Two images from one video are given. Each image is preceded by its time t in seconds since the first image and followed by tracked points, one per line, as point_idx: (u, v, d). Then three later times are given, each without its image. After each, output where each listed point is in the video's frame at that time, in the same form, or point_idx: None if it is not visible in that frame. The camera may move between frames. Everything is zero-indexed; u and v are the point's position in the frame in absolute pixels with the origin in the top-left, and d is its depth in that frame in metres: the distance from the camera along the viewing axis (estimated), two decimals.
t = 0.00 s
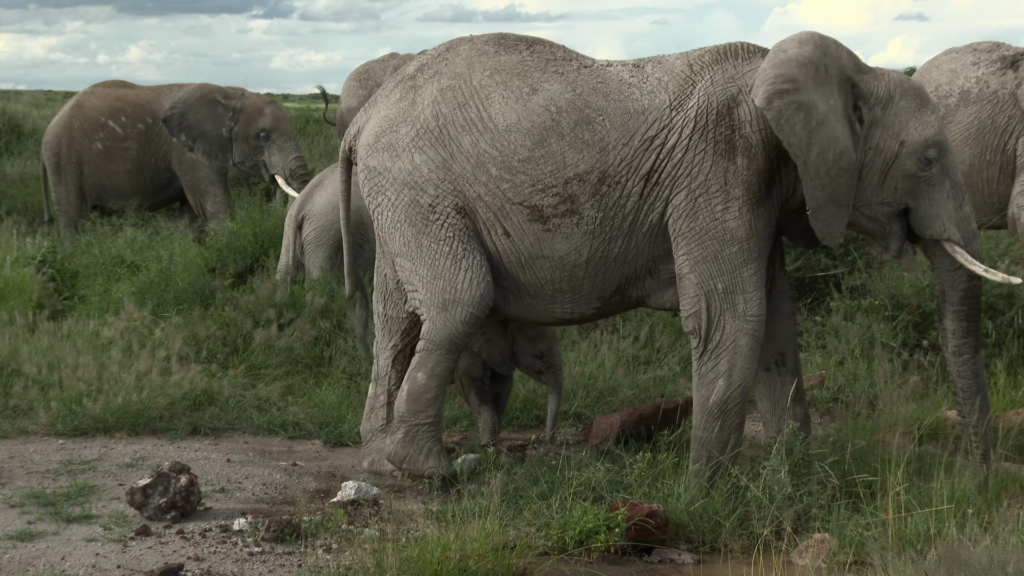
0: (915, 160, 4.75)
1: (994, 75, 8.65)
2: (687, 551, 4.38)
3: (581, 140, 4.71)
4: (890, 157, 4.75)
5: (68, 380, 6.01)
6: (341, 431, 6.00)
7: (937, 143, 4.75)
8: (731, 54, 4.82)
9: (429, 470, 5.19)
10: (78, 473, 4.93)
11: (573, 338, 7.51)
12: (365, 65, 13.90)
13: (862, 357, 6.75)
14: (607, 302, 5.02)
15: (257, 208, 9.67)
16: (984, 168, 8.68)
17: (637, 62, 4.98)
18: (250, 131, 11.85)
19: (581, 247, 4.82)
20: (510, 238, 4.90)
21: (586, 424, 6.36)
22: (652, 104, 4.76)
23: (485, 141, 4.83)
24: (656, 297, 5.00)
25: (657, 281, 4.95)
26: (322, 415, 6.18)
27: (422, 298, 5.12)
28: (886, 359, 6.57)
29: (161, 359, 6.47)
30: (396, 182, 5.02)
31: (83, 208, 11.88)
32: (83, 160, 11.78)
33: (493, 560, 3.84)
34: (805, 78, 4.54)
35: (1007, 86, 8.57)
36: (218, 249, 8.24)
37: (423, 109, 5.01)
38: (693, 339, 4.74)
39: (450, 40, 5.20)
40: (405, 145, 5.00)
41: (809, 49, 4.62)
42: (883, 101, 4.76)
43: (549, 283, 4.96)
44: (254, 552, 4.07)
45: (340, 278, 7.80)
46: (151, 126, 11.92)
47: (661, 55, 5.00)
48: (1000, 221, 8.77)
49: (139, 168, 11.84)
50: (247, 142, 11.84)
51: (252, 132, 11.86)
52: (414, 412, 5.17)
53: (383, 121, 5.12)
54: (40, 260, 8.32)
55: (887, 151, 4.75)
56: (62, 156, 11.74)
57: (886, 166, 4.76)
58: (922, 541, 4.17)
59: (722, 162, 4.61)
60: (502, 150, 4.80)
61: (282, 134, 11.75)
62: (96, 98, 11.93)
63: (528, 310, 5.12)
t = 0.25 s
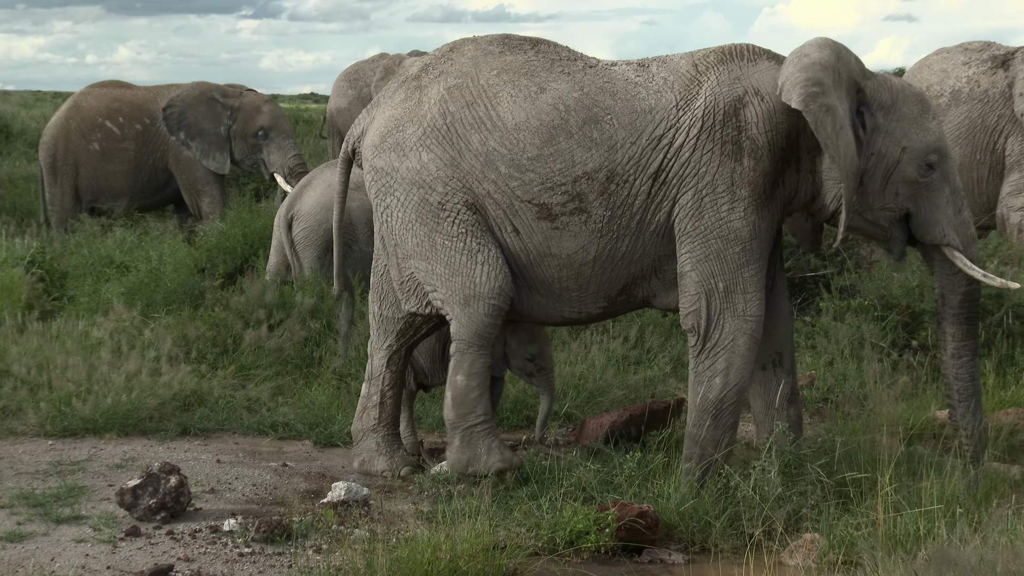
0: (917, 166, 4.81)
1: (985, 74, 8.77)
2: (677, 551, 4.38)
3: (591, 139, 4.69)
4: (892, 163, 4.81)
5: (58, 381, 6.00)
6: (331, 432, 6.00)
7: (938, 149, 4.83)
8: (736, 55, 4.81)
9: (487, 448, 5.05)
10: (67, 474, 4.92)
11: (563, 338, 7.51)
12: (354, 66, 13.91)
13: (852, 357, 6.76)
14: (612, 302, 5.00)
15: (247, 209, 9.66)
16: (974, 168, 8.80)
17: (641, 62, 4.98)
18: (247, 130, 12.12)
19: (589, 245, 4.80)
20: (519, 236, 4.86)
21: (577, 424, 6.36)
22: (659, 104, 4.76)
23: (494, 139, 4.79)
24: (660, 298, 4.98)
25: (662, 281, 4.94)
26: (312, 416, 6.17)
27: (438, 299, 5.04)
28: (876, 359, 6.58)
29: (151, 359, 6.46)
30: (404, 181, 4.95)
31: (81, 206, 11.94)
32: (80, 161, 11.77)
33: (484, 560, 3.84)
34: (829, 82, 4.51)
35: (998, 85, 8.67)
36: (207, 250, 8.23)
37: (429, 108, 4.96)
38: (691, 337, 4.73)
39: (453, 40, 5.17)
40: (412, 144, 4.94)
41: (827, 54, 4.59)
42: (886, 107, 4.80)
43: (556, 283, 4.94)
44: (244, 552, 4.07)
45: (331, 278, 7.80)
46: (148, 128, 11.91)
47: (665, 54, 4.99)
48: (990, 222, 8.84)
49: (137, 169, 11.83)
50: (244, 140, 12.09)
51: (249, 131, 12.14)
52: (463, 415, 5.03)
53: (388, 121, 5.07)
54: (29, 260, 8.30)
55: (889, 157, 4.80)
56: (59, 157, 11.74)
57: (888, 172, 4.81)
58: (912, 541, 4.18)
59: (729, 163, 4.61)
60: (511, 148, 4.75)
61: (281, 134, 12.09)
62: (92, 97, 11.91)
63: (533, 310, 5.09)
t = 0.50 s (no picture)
0: (925, 171, 4.82)
1: (983, 74, 8.83)
2: (675, 552, 4.38)
3: (605, 141, 4.67)
4: (901, 169, 4.81)
5: (55, 382, 6.00)
6: (328, 433, 5.99)
7: (946, 154, 4.82)
8: (746, 57, 4.80)
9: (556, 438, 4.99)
10: (65, 475, 4.92)
11: (561, 339, 7.51)
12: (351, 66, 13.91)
13: (849, 358, 6.76)
14: (627, 303, 5.00)
15: (244, 209, 9.66)
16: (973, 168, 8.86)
17: (651, 61, 4.95)
18: (253, 127, 12.09)
19: (605, 247, 4.79)
20: (536, 238, 4.84)
21: (574, 425, 6.36)
22: (671, 105, 4.73)
23: (509, 142, 4.75)
24: (673, 299, 4.99)
25: (675, 281, 4.94)
26: (310, 416, 6.17)
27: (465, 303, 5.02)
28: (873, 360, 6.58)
29: (148, 360, 6.46)
30: (419, 186, 4.92)
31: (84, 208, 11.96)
32: (83, 163, 11.83)
33: (481, 561, 3.84)
34: (840, 94, 4.52)
35: (997, 84, 8.74)
36: (205, 251, 8.23)
37: (442, 111, 4.93)
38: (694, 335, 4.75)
39: (461, 42, 5.13)
40: (426, 148, 4.91)
41: (838, 65, 4.59)
42: (896, 114, 4.81)
43: (573, 283, 4.93)
44: (242, 553, 4.07)
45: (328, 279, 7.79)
46: (152, 129, 11.99)
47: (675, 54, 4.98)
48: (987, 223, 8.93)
49: (141, 170, 11.91)
50: (249, 138, 12.04)
51: (255, 127, 12.10)
52: (517, 419, 4.95)
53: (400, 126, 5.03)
54: (26, 261, 8.30)
55: (898, 163, 4.81)
56: (62, 160, 11.81)
57: (896, 177, 4.82)
58: (909, 542, 4.18)
59: (740, 164, 4.61)
60: (526, 151, 4.72)
61: (286, 129, 12.04)
62: (96, 100, 11.99)
63: (549, 310, 5.09)
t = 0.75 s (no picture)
0: (935, 177, 4.86)
1: (981, 76, 8.97)
2: (670, 554, 4.37)
3: (626, 146, 4.70)
4: (912, 175, 4.84)
5: (50, 384, 5.99)
6: (324, 434, 5.99)
7: (956, 159, 4.87)
8: (763, 61, 4.82)
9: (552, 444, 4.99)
10: (60, 477, 4.91)
11: (556, 341, 7.51)
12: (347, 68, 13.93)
13: (844, 360, 6.77)
14: (645, 306, 5.01)
15: (239, 211, 9.66)
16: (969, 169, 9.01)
17: (665, 63, 4.98)
18: (258, 125, 12.10)
19: (626, 251, 4.81)
20: (557, 243, 4.86)
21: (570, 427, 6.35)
22: (689, 109, 4.76)
23: (531, 148, 4.78)
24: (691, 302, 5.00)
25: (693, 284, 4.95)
26: (305, 418, 6.16)
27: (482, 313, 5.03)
28: (868, 362, 6.60)
29: (144, 362, 6.45)
30: (439, 193, 4.93)
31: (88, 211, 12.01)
32: (86, 165, 11.90)
33: (476, 562, 3.85)
34: (840, 110, 4.55)
35: (994, 86, 8.88)
36: (201, 253, 8.22)
37: (461, 118, 4.94)
38: (697, 334, 4.76)
39: (475, 47, 5.16)
40: (444, 155, 4.92)
41: (842, 78, 4.62)
42: (907, 120, 4.84)
43: (593, 288, 4.95)
44: (237, 555, 4.06)
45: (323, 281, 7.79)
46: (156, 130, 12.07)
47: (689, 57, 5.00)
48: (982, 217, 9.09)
49: (144, 172, 11.96)
50: (254, 137, 12.04)
51: (259, 126, 12.10)
52: (537, 436, 5.00)
53: (416, 133, 5.04)
54: (21, 263, 8.29)
55: (909, 169, 4.84)
56: (65, 162, 11.87)
57: (908, 183, 4.85)
58: (904, 544, 4.19)
59: (755, 168, 4.65)
60: (548, 157, 4.75)
61: (291, 127, 12.04)
62: (100, 102, 12.05)
63: (567, 315, 5.10)
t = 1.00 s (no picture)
0: (939, 177, 4.88)
1: (970, 76, 9.03)
2: (659, 554, 4.38)
3: (642, 152, 4.69)
4: (915, 177, 4.87)
5: (39, 385, 5.98)
6: (313, 436, 5.98)
7: (959, 160, 4.89)
8: (771, 65, 4.87)
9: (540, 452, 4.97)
10: (48, 478, 4.91)
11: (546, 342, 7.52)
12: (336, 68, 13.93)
13: (834, 360, 6.79)
14: (654, 309, 5.03)
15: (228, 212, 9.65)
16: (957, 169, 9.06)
17: (673, 65, 4.98)
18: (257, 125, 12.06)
19: (639, 256, 4.82)
20: (571, 248, 4.85)
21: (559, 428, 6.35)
22: (701, 113, 4.78)
23: (548, 155, 4.75)
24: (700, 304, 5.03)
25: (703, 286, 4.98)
26: (295, 419, 6.15)
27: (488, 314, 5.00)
28: (857, 363, 6.62)
29: (133, 363, 6.44)
30: (450, 197, 4.87)
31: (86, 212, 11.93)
32: (83, 166, 11.79)
33: (466, 563, 3.85)
34: (833, 116, 4.60)
35: (983, 86, 8.93)
36: (190, 254, 8.21)
37: (473, 121, 4.88)
38: (699, 335, 4.81)
39: (482, 48, 5.11)
40: (456, 159, 4.85)
41: (839, 84, 4.67)
42: (911, 122, 4.86)
43: (603, 292, 4.96)
44: (226, 556, 4.06)
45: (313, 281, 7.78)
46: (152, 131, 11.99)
47: (695, 59, 5.02)
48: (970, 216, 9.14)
49: (141, 173, 11.90)
50: (253, 138, 12.01)
51: (258, 126, 12.09)
52: (536, 437, 4.99)
53: (425, 135, 4.97)
54: (9, 263, 8.28)
55: (913, 171, 4.87)
56: (61, 164, 11.75)
57: (911, 184, 4.88)
58: (893, 544, 4.20)
59: (768, 172, 4.72)
60: (565, 164, 4.72)
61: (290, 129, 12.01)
62: (95, 103, 11.95)
63: (573, 317, 5.10)
